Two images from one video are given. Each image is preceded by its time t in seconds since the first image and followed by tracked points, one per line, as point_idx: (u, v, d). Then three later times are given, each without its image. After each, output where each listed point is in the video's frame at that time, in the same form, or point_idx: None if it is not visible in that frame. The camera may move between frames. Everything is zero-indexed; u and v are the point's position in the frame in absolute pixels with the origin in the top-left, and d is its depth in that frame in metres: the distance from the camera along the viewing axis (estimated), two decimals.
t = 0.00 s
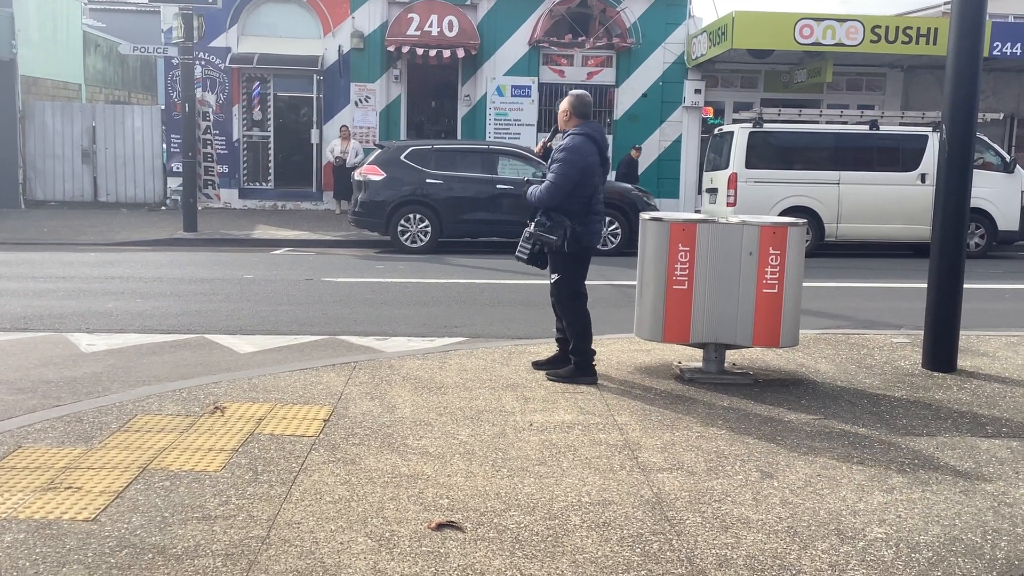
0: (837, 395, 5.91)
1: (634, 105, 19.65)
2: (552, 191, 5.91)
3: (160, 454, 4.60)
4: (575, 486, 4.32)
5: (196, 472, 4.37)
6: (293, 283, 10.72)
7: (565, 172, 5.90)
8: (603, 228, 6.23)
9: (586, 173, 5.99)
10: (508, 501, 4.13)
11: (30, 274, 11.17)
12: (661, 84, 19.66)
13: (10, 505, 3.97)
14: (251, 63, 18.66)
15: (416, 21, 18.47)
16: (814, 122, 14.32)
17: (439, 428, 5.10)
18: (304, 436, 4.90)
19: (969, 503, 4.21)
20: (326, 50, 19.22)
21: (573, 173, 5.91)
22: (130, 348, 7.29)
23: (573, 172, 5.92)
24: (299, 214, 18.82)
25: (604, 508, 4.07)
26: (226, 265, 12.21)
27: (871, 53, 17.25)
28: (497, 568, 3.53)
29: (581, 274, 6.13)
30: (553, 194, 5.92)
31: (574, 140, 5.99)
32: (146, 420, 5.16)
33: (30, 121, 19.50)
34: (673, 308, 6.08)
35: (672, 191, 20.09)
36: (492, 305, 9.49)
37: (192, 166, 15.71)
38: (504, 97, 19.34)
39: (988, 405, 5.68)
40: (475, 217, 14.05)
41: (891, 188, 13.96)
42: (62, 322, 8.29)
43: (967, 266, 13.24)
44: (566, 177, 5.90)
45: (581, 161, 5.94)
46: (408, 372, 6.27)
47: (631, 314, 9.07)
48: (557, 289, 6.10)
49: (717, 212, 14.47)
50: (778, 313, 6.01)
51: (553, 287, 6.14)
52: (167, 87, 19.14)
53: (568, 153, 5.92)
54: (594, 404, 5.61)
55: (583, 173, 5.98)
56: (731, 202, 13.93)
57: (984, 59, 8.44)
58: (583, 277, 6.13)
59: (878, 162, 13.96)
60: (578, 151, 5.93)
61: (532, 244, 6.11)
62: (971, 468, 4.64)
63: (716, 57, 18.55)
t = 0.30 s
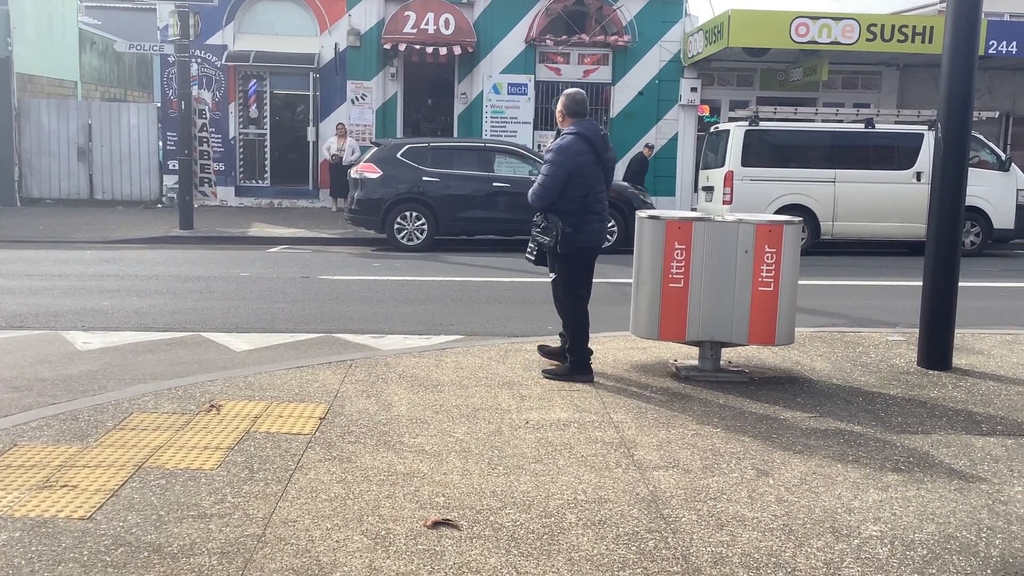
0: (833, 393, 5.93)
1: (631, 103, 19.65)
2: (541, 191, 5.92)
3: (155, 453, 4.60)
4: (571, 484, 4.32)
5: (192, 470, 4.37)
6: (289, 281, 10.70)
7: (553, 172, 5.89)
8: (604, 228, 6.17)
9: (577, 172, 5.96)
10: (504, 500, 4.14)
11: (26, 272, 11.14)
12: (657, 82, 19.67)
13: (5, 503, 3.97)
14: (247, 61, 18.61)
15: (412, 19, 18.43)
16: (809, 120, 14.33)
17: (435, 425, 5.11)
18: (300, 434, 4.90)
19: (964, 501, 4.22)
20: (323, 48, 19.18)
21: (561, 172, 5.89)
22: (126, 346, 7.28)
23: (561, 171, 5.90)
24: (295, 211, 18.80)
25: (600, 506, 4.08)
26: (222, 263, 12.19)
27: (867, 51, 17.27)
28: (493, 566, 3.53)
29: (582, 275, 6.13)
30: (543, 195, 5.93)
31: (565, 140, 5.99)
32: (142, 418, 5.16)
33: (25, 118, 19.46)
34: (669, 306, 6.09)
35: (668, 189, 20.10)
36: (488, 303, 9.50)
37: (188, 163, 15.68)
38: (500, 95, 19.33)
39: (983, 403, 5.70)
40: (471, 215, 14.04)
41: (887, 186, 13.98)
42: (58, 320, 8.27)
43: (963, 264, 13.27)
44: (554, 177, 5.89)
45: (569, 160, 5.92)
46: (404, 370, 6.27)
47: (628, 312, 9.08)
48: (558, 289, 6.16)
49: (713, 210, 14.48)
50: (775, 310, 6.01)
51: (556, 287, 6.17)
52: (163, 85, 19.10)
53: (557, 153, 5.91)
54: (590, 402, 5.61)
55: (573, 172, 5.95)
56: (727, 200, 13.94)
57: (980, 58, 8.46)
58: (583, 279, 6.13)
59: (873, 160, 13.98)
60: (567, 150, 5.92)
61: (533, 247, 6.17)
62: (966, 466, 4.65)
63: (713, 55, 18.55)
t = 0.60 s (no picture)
0: (827, 392, 5.93)
1: (626, 102, 19.65)
2: (526, 191, 5.96)
3: (149, 453, 4.59)
4: (566, 484, 4.32)
5: (186, 471, 4.36)
6: (284, 281, 10.68)
7: (537, 172, 5.90)
8: (598, 228, 6.11)
9: (562, 172, 5.95)
10: (499, 500, 4.13)
11: (20, 272, 11.10)
12: (653, 82, 19.67)
13: None
14: (242, 61, 18.59)
15: (407, 18, 18.50)
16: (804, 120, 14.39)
17: (430, 425, 5.10)
18: (296, 434, 4.90)
19: (959, 500, 4.22)
20: (318, 48, 19.18)
21: (544, 172, 5.89)
22: (120, 346, 7.26)
23: (545, 172, 5.90)
24: (291, 211, 18.77)
25: (595, 506, 4.08)
26: (217, 263, 12.16)
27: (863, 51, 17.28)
28: (488, 566, 3.53)
29: (577, 275, 6.12)
30: (528, 195, 5.96)
31: (552, 139, 5.98)
32: (136, 418, 5.15)
33: (20, 118, 19.41)
34: (665, 306, 6.09)
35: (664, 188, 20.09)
36: (484, 303, 9.49)
37: (183, 163, 15.64)
38: (496, 95, 19.32)
39: (978, 402, 5.70)
40: (467, 215, 14.03)
41: (882, 186, 13.99)
42: (52, 320, 8.24)
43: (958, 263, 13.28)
44: (537, 177, 5.90)
45: (553, 161, 5.92)
46: (399, 370, 6.26)
47: (623, 312, 9.07)
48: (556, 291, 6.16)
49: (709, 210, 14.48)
50: (770, 310, 6.01)
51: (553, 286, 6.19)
52: (157, 85, 19.06)
53: (541, 153, 5.92)
54: (585, 402, 5.61)
55: (558, 171, 5.94)
56: (722, 199, 13.95)
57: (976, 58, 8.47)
58: (579, 279, 6.12)
59: (869, 160, 13.99)
60: (551, 150, 5.92)
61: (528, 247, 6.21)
62: (960, 465, 4.65)
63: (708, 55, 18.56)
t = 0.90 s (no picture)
0: (824, 391, 5.93)
1: (623, 102, 19.65)
2: (515, 191, 5.99)
3: (146, 453, 4.58)
4: (563, 483, 4.32)
5: (182, 471, 4.35)
6: (280, 281, 10.67)
7: (526, 171, 5.94)
8: (591, 226, 6.07)
9: (552, 171, 5.96)
10: (495, 499, 4.13)
11: (16, 273, 11.09)
12: (649, 81, 19.68)
13: None
14: (238, 61, 18.57)
15: (403, 18, 18.40)
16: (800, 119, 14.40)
17: (427, 425, 5.10)
18: (291, 434, 4.90)
19: (955, 498, 4.23)
20: (314, 48, 19.16)
21: (533, 171, 5.93)
22: (117, 347, 7.25)
23: (534, 171, 5.93)
24: (287, 211, 18.76)
25: (592, 505, 4.08)
26: (213, 263, 12.15)
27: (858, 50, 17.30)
28: (484, 565, 3.53)
29: (571, 275, 6.10)
30: (518, 194, 6.00)
31: (542, 139, 6.01)
32: (132, 418, 5.14)
33: (15, 118, 19.39)
34: (661, 305, 6.10)
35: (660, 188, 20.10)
36: (480, 303, 9.48)
37: (179, 163, 15.62)
38: (492, 95, 19.30)
39: (974, 401, 5.71)
40: (464, 215, 14.03)
41: (878, 185, 14.01)
42: (48, 321, 8.24)
43: (954, 262, 13.30)
44: (526, 176, 5.94)
45: (543, 160, 5.94)
46: (395, 370, 6.26)
47: (620, 312, 9.08)
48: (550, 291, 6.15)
49: (705, 209, 14.49)
50: (765, 308, 6.02)
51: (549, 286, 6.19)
52: (153, 85, 19.05)
53: (530, 153, 5.96)
54: (582, 402, 5.60)
55: (547, 170, 5.96)
56: (719, 199, 13.97)
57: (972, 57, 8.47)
58: (573, 279, 6.10)
59: (864, 159, 14.00)
60: (540, 150, 5.95)
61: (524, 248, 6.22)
62: (956, 464, 4.66)
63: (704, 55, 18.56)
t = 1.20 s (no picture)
0: (820, 391, 5.94)
1: (620, 102, 19.66)
2: (511, 186, 6.01)
3: (143, 454, 4.58)
4: (560, 483, 4.32)
5: (179, 472, 4.35)
6: (277, 281, 10.66)
7: (522, 167, 5.96)
8: (584, 225, 6.06)
9: (548, 168, 5.98)
10: (493, 499, 4.13)
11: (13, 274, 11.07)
12: (646, 81, 19.70)
13: None
14: (234, 61, 18.55)
15: (400, 19, 18.38)
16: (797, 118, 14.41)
17: (423, 425, 5.11)
18: (288, 434, 4.89)
19: (951, 497, 4.24)
20: (311, 49, 19.15)
21: (529, 167, 5.95)
22: (113, 347, 7.25)
23: (530, 167, 5.95)
24: (283, 212, 18.75)
25: (589, 505, 4.08)
26: (210, 263, 12.14)
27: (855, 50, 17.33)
28: (481, 566, 3.53)
29: (564, 273, 6.10)
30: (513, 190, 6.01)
31: (540, 137, 6.04)
32: (129, 419, 5.14)
33: (12, 119, 19.37)
34: (658, 305, 6.11)
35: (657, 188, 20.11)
36: (477, 303, 9.48)
37: (175, 164, 15.61)
38: (489, 95, 19.31)
39: (970, 400, 5.72)
40: (461, 215, 14.03)
41: (875, 185, 14.02)
42: (44, 322, 8.23)
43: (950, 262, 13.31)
44: (521, 171, 5.96)
45: (539, 157, 5.96)
46: (392, 370, 6.26)
47: (617, 312, 9.08)
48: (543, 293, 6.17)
49: (702, 209, 14.50)
50: (762, 308, 6.02)
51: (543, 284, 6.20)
52: (150, 86, 19.04)
53: (527, 149, 5.99)
54: (579, 402, 5.61)
55: (543, 167, 5.97)
56: (715, 199, 13.98)
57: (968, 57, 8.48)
58: (566, 277, 6.10)
59: (861, 159, 14.03)
60: (537, 146, 5.98)
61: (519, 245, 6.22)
62: (953, 463, 4.67)
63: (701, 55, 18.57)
